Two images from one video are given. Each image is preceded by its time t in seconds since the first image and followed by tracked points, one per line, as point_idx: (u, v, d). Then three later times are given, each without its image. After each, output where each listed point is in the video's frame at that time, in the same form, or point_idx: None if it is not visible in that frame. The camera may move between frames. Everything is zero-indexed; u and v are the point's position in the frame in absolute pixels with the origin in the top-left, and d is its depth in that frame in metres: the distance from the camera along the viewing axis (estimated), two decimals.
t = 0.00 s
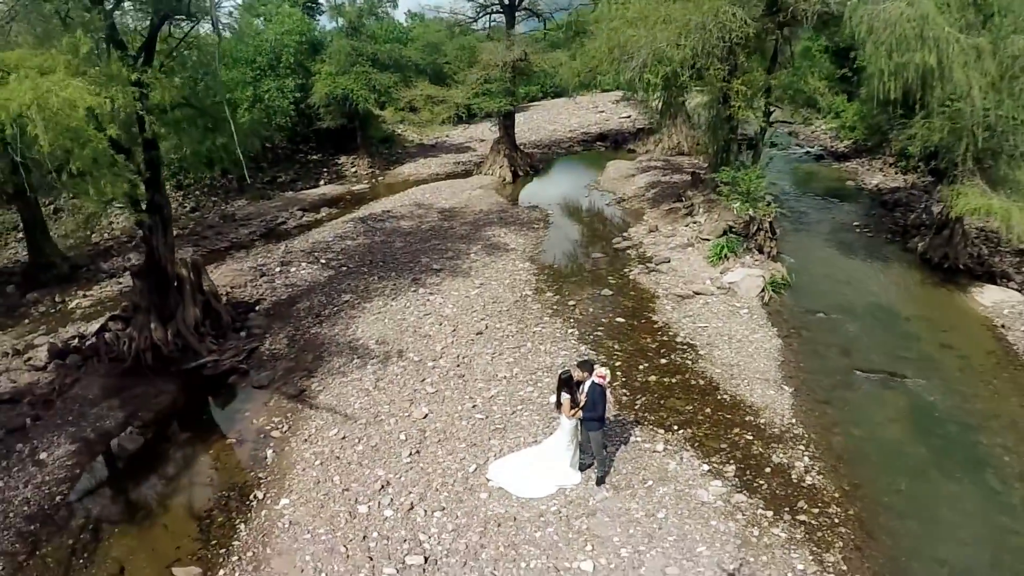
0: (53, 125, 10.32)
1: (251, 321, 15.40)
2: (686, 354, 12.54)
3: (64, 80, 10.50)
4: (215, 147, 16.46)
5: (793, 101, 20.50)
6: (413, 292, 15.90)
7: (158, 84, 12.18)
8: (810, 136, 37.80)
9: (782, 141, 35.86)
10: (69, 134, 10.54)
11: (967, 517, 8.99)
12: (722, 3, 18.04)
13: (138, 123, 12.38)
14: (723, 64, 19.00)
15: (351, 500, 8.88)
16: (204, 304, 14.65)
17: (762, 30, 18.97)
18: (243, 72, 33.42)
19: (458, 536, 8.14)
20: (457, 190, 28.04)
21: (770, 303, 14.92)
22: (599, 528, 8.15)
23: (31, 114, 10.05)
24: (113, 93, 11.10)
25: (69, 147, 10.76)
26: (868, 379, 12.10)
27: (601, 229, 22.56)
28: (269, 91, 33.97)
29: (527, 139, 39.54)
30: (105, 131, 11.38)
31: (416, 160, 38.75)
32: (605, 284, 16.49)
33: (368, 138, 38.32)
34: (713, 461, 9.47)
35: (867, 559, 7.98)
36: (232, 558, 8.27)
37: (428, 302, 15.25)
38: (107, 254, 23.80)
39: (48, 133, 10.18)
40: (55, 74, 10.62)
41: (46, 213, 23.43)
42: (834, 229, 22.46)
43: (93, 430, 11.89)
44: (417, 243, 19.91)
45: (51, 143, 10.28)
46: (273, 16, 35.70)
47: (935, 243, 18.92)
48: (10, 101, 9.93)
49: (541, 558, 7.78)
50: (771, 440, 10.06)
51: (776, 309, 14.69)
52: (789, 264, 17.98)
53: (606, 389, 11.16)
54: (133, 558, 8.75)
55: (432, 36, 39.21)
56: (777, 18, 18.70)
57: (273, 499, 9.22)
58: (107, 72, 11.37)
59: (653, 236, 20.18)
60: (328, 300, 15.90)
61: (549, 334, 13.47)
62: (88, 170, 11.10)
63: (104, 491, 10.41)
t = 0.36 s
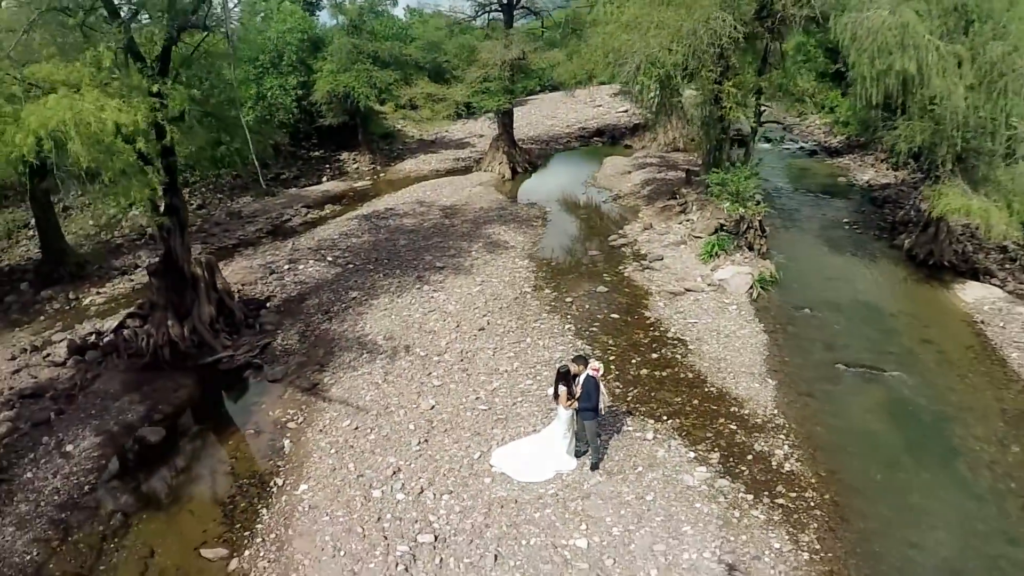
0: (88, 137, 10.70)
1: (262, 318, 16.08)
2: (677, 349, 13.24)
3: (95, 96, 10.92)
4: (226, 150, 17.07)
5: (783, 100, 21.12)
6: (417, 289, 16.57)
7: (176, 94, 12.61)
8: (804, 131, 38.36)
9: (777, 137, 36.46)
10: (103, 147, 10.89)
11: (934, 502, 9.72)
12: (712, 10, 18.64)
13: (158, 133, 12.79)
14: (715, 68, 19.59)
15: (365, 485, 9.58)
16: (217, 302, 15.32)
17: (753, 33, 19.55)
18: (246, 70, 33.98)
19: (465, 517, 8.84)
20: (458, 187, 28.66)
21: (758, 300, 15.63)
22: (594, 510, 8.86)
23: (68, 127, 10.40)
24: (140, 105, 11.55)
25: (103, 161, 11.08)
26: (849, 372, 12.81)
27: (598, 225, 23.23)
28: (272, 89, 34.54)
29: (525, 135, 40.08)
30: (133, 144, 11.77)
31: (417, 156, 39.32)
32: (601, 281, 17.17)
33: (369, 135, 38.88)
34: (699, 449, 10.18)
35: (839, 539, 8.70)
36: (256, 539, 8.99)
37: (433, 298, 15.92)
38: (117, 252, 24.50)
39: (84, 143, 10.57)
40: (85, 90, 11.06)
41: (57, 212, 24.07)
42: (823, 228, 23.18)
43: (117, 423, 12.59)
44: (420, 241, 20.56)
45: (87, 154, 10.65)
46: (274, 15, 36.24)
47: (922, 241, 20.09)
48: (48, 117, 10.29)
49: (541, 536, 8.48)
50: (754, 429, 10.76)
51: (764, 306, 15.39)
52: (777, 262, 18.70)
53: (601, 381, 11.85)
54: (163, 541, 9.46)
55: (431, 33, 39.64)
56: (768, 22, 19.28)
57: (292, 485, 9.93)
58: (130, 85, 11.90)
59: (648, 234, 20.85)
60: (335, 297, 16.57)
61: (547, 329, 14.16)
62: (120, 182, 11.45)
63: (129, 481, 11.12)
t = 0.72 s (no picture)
0: (122, 153, 11.36)
1: (273, 318, 16.83)
2: (667, 346, 13.99)
3: (127, 114, 11.60)
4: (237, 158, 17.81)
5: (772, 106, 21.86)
6: (421, 289, 17.32)
7: (194, 107, 13.28)
8: (798, 131, 39.10)
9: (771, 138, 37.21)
10: (136, 162, 11.57)
11: (903, 489, 10.49)
12: (702, 22, 19.32)
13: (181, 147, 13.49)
14: (705, 76, 20.36)
15: (378, 472, 10.34)
16: (231, 302, 16.05)
17: (743, 42, 20.28)
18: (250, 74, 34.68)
19: (470, 500, 9.61)
20: (458, 189, 29.40)
21: (746, 299, 16.40)
22: (588, 493, 9.62)
23: (104, 145, 11.05)
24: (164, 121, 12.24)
25: (134, 176, 11.75)
26: (830, 369, 13.58)
27: (594, 226, 23.98)
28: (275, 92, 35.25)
29: (524, 135, 40.76)
30: (160, 158, 12.45)
31: (417, 157, 40.01)
32: (597, 281, 17.91)
33: (371, 136, 39.57)
34: (685, 439, 10.94)
35: (812, 521, 9.47)
36: (278, 523, 9.75)
37: (436, 299, 16.67)
38: (127, 253, 25.25)
39: (118, 159, 11.25)
40: (115, 107, 11.71)
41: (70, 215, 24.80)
42: (813, 229, 23.97)
43: (139, 417, 13.34)
44: (423, 242, 21.28)
45: (122, 170, 11.33)
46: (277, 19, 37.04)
47: (907, 241, 21.08)
48: (86, 136, 10.94)
49: (540, 517, 9.24)
50: (738, 421, 11.53)
51: (752, 305, 16.16)
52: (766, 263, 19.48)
53: (595, 377, 12.60)
54: (190, 526, 10.21)
55: (431, 35, 40.26)
56: (757, 32, 20.03)
57: (309, 473, 10.70)
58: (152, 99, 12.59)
59: (642, 235, 21.60)
60: (343, 297, 17.31)
61: (546, 328, 14.90)
62: (149, 195, 12.09)
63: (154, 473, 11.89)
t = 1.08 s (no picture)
0: (155, 169, 12.20)
1: (285, 320, 17.65)
2: (659, 346, 14.82)
3: (156, 132, 12.41)
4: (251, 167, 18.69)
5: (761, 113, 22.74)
6: (426, 292, 18.14)
7: (213, 123, 14.12)
8: (792, 135, 39.91)
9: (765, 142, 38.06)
10: (166, 177, 12.39)
11: (876, 478, 11.33)
12: (694, 36, 20.08)
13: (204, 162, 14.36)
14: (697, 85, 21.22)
15: (389, 462, 11.17)
16: (245, 304, 16.84)
17: (733, 54, 21.12)
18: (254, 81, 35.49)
19: (475, 486, 10.45)
20: (459, 193, 30.23)
21: (734, 301, 17.26)
22: (583, 480, 10.45)
23: (140, 161, 11.91)
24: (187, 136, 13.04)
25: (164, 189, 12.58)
26: (812, 367, 14.42)
27: (590, 230, 24.83)
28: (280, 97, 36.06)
29: (523, 138, 41.57)
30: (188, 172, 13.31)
31: (419, 161, 40.83)
32: (592, 284, 18.76)
33: (372, 140, 40.39)
34: (673, 431, 11.78)
35: (788, 506, 10.30)
36: (298, 509, 10.59)
37: (440, 301, 17.50)
38: (138, 257, 26.09)
39: (151, 175, 12.07)
40: (144, 125, 12.54)
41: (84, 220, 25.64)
42: (802, 233, 24.83)
43: (161, 414, 14.18)
44: (427, 247, 22.10)
45: (152, 183, 12.14)
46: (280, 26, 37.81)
47: (892, 245, 21.99)
48: (122, 154, 11.75)
49: (538, 501, 10.07)
50: (722, 415, 12.37)
51: (740, 306, 17.02)
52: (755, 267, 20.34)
53: (590, 374, 13.42)
54: (215, 514, 11.04)
55: (432, 42, 41.00)
56: (747, 44, 20.87)
57: (324, 464, 11.54)
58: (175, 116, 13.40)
59: (636, 239, 22.45)
60: (351, 300, 18.13)
61: (544, 329, 15.74)
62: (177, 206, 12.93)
63: (178, 465, 12.73)
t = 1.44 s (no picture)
0: (190, 188, 13.10)
1: (296, 322, 18.58)
2: (650, 347, 15.75)
3: (188, 153, 13.35)
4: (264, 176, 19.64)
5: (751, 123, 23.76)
6: (430, 296, 19.08)
7: (233, 139, 15.06)
8: (785, 140, 40.90)
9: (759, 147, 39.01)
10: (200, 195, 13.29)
11: (850, 469, 12.25)
12: (686, 53, 21.29)
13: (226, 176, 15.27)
14: (689, 98, 22.19)
15: (402, 453, 12.10)
16: (259, 308, 17.77)
17: (724, 68, 22.09)
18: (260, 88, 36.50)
19: (480, 474, 11.38)
20: (460, 199, 31.17)
21: (723, 304, 18.22)
22: (578, 468, 11.39)
23: (175, 181, 12.80)
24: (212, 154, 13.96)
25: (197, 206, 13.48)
26: (793, 366, 15.38)
27: (587, 235, 25.78)
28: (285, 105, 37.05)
29: (522, 143, 42.51)
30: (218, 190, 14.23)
31: (420, 166, 41.74)
32: (588, 287, 19.70)
33: (375, 145, 41.34)
34: (662, 426, 12.72)
35: (766, 493, 11.23)
36: (317, 497, 11.54)
37: (445, 304, 18.43)
38: (150, 261, 27.01)
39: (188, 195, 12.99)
40: (175, 145, 13.45)
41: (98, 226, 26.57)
42: (792, 238, 25.78)
43: (183, 412, 15.13)
44: (430, 252, 23.03)
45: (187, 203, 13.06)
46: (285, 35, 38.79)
47: (878, 249, 22.89)
48: (159, 173, 12.62)
49: (538, 488, 11.01)
50: (708, 410, 13.31)
51: (728, 309, 17.97)
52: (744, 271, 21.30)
53: (586, 373, 14.35)
54: (240, 503, 11.96)
55: (433, 49, 41.98)
56: (737, 59, 21.85)
57: (339, 456, 12.48)
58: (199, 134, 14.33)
59: (631, 244, 23.40)
60: (360, 303, 19.06)
61: (543, 330, 16.68)
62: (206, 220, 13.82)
63: (202, 459, 13.66)
